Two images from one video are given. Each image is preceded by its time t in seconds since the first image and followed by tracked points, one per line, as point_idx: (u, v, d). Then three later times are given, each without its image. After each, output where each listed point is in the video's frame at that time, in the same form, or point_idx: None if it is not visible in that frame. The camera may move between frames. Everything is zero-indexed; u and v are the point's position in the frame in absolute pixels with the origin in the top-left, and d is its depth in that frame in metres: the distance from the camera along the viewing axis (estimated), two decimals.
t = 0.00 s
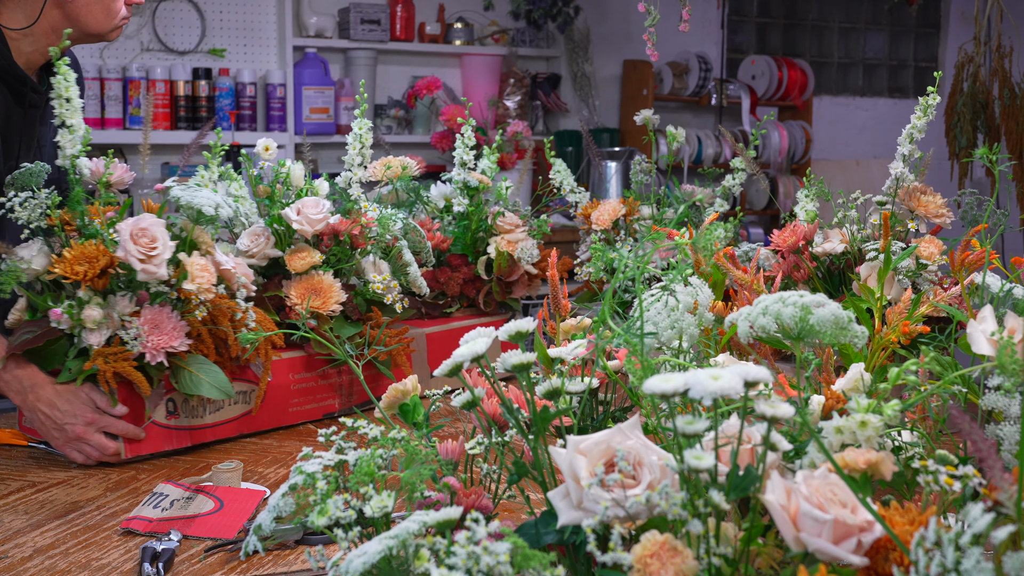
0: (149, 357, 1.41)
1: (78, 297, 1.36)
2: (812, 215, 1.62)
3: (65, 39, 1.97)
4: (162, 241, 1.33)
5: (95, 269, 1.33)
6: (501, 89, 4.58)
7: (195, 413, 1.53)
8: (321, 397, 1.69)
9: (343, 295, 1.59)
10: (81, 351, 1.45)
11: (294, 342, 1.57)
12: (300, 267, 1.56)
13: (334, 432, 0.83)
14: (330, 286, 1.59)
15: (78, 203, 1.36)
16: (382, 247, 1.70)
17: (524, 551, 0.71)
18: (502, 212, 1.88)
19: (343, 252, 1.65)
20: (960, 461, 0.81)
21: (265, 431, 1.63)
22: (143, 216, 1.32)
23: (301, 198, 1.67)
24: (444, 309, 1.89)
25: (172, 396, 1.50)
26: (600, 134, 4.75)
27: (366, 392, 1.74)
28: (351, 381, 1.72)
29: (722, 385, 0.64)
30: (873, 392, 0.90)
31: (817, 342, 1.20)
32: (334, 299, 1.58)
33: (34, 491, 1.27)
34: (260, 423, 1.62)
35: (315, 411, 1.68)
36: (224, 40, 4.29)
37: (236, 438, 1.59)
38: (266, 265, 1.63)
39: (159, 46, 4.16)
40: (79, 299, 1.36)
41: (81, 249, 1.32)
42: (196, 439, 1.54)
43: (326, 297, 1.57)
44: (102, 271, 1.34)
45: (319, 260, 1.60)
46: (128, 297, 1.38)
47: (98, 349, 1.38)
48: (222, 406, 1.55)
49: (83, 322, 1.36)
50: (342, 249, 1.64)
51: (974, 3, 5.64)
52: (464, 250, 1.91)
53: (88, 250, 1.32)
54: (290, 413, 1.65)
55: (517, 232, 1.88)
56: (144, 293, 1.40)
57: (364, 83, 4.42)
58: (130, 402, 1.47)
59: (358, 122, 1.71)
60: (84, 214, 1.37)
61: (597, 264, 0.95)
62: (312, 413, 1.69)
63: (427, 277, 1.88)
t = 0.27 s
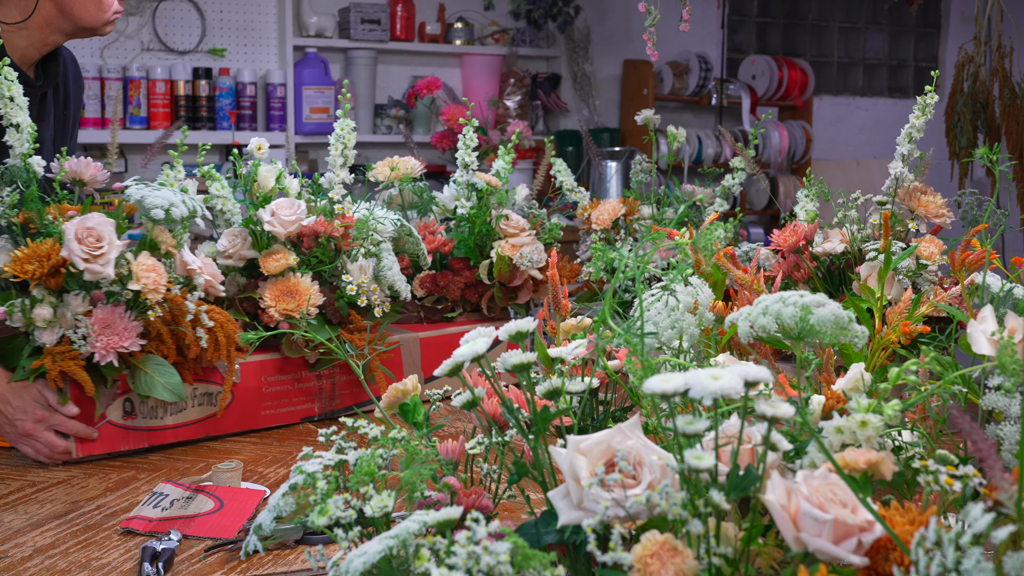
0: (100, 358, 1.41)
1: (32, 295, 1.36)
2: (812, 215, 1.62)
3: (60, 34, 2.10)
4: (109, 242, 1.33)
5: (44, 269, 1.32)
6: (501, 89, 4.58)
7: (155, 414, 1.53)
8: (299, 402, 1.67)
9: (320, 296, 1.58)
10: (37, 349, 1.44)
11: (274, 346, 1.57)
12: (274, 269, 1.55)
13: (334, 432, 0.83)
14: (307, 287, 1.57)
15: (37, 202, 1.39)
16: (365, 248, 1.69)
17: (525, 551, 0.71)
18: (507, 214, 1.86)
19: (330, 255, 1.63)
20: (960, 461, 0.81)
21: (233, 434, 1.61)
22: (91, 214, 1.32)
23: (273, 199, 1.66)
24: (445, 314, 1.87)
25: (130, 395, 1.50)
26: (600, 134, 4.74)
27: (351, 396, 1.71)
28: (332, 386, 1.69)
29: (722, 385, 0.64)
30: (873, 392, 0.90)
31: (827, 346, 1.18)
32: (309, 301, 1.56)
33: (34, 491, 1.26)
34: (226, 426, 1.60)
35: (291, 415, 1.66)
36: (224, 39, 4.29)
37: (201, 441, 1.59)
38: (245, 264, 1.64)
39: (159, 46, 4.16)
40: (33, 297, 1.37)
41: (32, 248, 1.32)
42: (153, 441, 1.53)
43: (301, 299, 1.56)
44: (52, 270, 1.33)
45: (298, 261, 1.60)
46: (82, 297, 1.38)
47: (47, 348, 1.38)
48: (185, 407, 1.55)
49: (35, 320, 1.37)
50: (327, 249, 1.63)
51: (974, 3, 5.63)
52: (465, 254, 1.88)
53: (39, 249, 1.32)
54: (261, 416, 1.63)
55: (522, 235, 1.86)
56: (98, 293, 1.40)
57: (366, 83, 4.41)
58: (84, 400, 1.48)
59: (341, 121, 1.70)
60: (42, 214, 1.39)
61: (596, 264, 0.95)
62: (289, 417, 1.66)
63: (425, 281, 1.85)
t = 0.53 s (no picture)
0: (61, 356, 1.43)
1: None
2: (812, 214, 1.61)
3: (52, 29, 2.23)
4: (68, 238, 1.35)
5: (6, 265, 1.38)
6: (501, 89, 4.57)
7: (121, 414, 1.54)
8: (282, 404, 1.66)
9: (298, 299, 1.58)
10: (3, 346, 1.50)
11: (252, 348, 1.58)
12: (250, 270, 1.56)
13: (334, 431, 0.83)
14: (285, 288, 1.58)
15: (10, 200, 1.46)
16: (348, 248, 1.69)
17: (525, 550, 0.71)
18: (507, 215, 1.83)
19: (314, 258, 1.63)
20: (961, 461, 0.81)
21: (208, 434, 1.61)
22: (51, 213, 1.34)
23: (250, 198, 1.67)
24: (442, 317, 1.84)
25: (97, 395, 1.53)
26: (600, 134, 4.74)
27: (335, 399, 1.70)
28: (315, 388, 1.68)
29: (722, 385, 0.64)
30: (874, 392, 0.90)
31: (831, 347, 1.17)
32: (286, 303, 1.56)
33: (34, 491, 1.26)
34: (200, 426, 1.60)
35: (270, 417, 1.65)
36: (224, 39, 4.29)
37: (172, 441, 1.59)
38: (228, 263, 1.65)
39: (159, 45, 4.16)
40: None
41: None
42: (120, 441, 1.54)
43: (279, 300, 1.56)
44: (14, 267, 1.38)
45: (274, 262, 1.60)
46: (46, 295, 1.42)
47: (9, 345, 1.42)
48: (154, 407, 1.56)
49: None
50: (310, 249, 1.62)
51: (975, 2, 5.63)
52: (464, 256, 1.87)
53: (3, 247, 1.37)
54: (238, 417, 1.63)
55: (523, 238, 1.82)
56: (62, 291, 1.44)
57: (366, 82, 4.39)
58: (50, 400, 1.50)
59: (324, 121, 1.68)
60: (15, 212, 1.45)
61: (596, 263, 0.95)
62: (269, 419, 1.65)
63: (422, 284, 1.84)
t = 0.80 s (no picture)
0: (51, 357, 1.44)
1: None
2: (812, 214, 1.61)
3: (31, 29, 2.26)
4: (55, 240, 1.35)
5: None
6: (501, 89, 4.56)
7: (111, 414, 1.54)
8: (277, 406, 1.65)
9: (293, 301, 1.57)
10: None
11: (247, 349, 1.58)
12: (246, 272, 1.56)
13: (334, 431, 0.83)
14: (280, 289, 1.57)
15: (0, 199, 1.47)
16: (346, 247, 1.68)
17: (525, 550, 0.71)
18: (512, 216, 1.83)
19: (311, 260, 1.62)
20: (960, 461, 0.81)
21: (200, 436, 1.61)
22: (39, 214, 1.34)
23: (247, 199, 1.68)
24: (445, 320, 1.83)
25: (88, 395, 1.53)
26: (600, 133, 4.74)
27: (331, 402, 1.70)
28: (311, 392, 1.68)
29: (722, 385, 0.64)
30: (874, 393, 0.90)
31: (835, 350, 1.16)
32: (281, 305, 1.56)
33: (34, 491, 1.26)
34: (192, 428, 1.60)
35: (264, 419, 1.65)
36: (225, 39, 4.29)
37: (164, 442, 1.59)
38: (225, 264, 1.65)
39: (159, 45, 4.17)
40: None
41: None
42: (109, 442, 1.54)
43: (273, 302, 1.56)
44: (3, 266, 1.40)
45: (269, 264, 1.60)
46: (35, 295, 1.43)
47: None
48: (144, 408, 1.56)
49: None
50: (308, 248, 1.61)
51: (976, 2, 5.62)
52: (468, 259, 1.86)
53: None
54: (231, 419, 1.62)
55: (528, 239, 1.82)
56: (51, 292, 1.45)
57: (366, 82, 4.40)
58: (39, 400, 1.51)
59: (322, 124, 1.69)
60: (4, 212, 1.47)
61: (597, 263, 0.95)
62: (262, 421, 1.65)
63: (425, 288, 1.83)
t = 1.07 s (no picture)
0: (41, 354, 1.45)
1: None
2: (812, 215, 1.61)
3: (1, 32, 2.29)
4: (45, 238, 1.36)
5: None
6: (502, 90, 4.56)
7: (102, 412, 1.55)
8: (274, 406, 1.66)
9: (288, 301, 1.57)
10: None
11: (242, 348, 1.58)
12: (239, 272, 1.56)
13: (334, 432, 0.83)
14: (275, 289, 1.57)
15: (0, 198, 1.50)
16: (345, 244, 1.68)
17: (525, 551, 0.71)
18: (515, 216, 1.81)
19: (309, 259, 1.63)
20: (961, 462, 0.81)
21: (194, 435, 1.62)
22: (27, 211, 1.36)
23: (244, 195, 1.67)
24: (449, 321, 1.83)
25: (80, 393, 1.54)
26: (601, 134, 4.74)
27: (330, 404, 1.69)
28: (308, 392, 1.68)
29: (723, 385, 0.64)
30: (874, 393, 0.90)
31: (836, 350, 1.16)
32: (276, 304, 1.56)
33: (35, 492, 1.26)
34: (186, 426, 1.61)
35: (260, 419, 1.65)
36: (225, 40, 4.29)
37: (156, 441, 1.60)
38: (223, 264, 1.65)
39: (159, 46, 4.16)
40: None
41: None
42: (100, 439, 1.56)
43: (269, 302, 1.56)
44: None
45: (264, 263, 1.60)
46: (26, 293, 1.44)
47: None
48: (136, 406, 1.57)
49: None
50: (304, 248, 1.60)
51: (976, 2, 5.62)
52: (472, 259, 1.84)
53: None
54: (225, 419, 1.63)
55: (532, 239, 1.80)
56: (42, 290, 1.46)
57: (367, 83, 4.40)
58: (30, 396, 1.52)
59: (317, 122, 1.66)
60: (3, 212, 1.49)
61: (596, 264, 0.95)
62: (258, 421, 1.65)
63: (429, 289, 1.83)
